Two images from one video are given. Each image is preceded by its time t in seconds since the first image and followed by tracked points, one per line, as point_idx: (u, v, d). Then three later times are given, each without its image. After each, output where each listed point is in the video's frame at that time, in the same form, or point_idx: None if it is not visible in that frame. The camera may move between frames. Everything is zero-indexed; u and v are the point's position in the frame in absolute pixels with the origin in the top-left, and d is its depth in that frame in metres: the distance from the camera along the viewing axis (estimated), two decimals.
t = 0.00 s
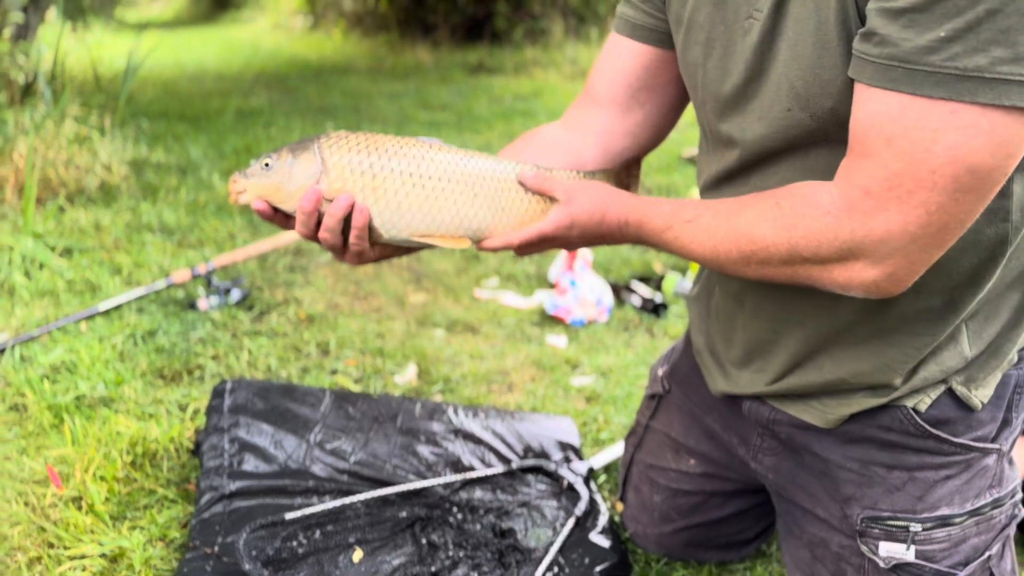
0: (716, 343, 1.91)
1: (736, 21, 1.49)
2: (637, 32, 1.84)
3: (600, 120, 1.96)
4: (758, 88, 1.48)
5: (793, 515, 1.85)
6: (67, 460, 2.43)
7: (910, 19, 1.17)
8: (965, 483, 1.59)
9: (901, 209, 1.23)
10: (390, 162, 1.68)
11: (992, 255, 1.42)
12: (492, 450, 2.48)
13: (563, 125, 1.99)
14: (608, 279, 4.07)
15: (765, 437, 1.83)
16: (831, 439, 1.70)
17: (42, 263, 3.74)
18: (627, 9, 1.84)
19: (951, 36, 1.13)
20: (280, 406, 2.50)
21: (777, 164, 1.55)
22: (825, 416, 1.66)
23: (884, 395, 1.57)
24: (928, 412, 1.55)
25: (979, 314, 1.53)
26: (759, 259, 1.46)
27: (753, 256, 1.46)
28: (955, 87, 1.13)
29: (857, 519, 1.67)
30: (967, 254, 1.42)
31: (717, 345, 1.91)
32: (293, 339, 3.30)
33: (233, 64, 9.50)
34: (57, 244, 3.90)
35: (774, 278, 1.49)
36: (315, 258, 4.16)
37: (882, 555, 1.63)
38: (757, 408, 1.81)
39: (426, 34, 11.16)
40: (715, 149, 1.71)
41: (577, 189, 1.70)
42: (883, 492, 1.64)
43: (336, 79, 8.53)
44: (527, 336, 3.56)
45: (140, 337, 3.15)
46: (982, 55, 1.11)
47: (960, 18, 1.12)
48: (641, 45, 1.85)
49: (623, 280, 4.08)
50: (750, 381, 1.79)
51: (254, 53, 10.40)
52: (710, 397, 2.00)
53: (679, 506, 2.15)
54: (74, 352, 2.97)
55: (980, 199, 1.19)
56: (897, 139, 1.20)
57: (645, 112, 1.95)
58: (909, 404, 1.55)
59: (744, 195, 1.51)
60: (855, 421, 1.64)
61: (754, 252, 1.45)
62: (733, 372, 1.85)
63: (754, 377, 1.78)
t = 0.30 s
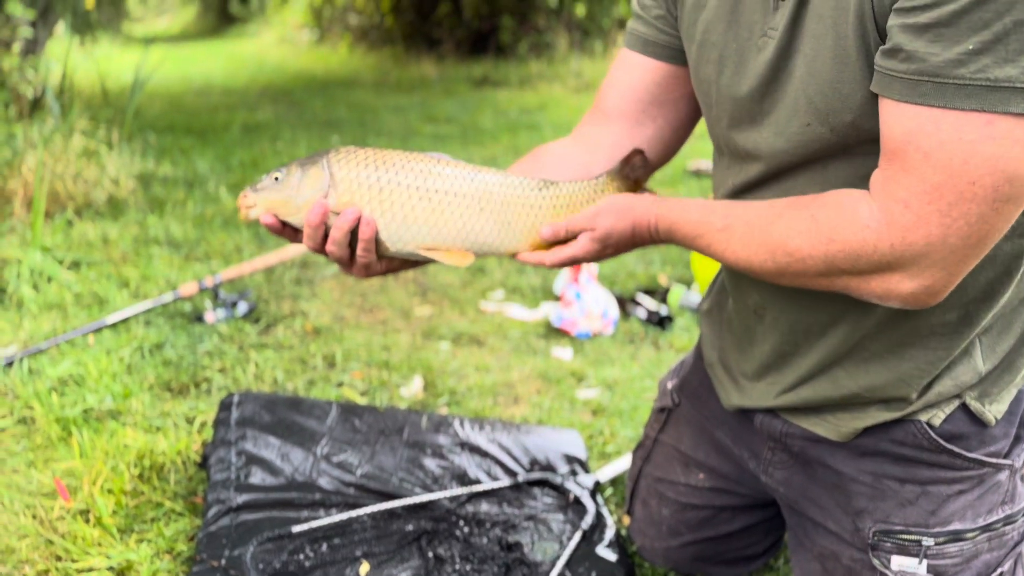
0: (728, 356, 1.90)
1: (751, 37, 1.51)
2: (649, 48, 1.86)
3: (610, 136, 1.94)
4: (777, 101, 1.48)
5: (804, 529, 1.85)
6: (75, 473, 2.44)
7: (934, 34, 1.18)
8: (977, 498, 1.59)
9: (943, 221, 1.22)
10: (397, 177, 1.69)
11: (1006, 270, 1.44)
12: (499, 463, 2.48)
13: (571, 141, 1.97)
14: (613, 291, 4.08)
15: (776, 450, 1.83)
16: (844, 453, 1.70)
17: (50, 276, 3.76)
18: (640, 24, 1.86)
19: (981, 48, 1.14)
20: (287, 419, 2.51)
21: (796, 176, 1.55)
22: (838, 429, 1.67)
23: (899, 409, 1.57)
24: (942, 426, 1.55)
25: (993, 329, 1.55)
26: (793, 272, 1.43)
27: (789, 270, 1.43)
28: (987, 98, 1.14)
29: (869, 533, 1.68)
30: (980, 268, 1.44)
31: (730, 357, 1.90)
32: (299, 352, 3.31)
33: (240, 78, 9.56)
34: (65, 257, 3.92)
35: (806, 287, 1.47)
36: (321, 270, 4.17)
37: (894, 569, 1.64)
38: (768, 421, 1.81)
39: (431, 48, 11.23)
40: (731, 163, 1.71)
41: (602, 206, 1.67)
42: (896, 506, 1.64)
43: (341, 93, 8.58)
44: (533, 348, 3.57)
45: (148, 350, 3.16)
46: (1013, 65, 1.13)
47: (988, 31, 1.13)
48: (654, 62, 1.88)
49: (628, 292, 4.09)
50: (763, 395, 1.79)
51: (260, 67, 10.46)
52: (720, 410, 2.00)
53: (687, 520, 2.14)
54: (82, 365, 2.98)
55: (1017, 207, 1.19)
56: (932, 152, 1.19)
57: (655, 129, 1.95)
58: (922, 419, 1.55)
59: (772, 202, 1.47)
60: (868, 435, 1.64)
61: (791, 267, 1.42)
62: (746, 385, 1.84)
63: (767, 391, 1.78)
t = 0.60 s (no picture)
0: (736, 370, 1.91)
1: (756, 58, 1.52)
2: (655, 61, 1.86)
3: (612, 147, 1.96)
4: (781, 123, 1.49)
5: (812, 541, 1.83)
6: (79, 485, 2.44)
7: (945, 67, 1.19)
8: (985, 512, 1.59)
9: (956, 254, 1.23)
10: (393, 181, 1.68)
11: (1015, 288, 1.47)
12: (503, 475, 2.48)
13: (574, 152, 1.99)
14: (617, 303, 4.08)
15: (784, 462, 1.82)
16: (852, 464, 1.70)
17: (55, 288, 3.77)
18: (645, 39, 1.87)
19: (991, 83, 1.15)
20: (291, 431, 2.51)
21: (800, 198, 1.55)
22: (846, 440, 1.67)
23: (906, 421, 1.57)
24: (951, 439, 1.56)
25: (1000, 343, 1.56)
26: (805, 310, 1.42)
27: (800, 309, 1.43)
28: (997, 132, 1.15)
29: (877, 545, 1.67)
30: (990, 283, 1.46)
31: (737, 371, 1.91)
32: (304, 364, 3.31)
33: (244, 91, 9.60)
34: (70, 269, 3.93)
35: (816, 324, 1.46)
36: (325, 282, 4.18)
37: None
38: (776, 433, 1.81)
39: (435, 61, 11.28)
40: (734, 179, 1.71)
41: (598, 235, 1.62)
42: (904, 517, 1.63)
43: (346, 106, 8.62)
44: (537, 360, 3.57)
45: (152, 362, 3.17)
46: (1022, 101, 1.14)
47: (998, 67, 1.15)
48: (657, 74, 1.88)
49: (632, 304, 4.10)
50: (772, 408, 1.79)
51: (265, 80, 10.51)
52: (728, 422, 2.00)
53: (693, 532, 2.12)
54: (87, 377, 2.99)
55: None
56: (943, 185, 1.20)
57: (658, 140, 1.96)
58: (931, 431, 1.56)
59: (775, 243, 1.47)
60: (876, 446, 1.64)
61: (803, 306, 1.42)
62: (754, 398, 1.84)
63: (776, 405, 1.78)
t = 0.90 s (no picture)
0: (742, 382, 1.91)
1: (767, 70, 1.53)
2: (661, 68, 1.87)
3: (614, 150, 1.96)
4: (789, 136, 1.50)
5: (816, 553, 1.81)
6: (82, 497, 2.44)
7: (957, 89, 1.20)
8: (990, 523, 1.59)
9: (960, 274, 1.23)
10: (393, 172, 1.69)
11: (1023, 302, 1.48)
12: (505, 488, 2.47)
13: (572, 156, 2.00)
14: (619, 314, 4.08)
15: (789, 472, 1.81)
16: (858, 475, 1.69)
17: (58, 300, 3.78)
18: (651, 47, 1.88)
19: (1001, 107, 1.16)
20: (294, 443, 2.51)
21: (805, 213, 1.55)
22: (853, 451, 1.66)
23: (913, 431, 1.58)
24: (957, 451, 1.57)
25: (1006, 355, 1.56)
26: (805, 324, 1.42)
27: (801, 324, 1.43)
28: (1005, 155, 1.16)
29: (882, 556, 1.65)
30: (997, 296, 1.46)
31: (743, 381, 1.90)
32: (306, 375, 3.31)
33: (248, 104, 9.65)
34: (74, 281, 3.94)
35: (817, 339, 1.47)
36: (328, 294, 4.19)
37: None
38: (782, 444, 1.80)
39: (438, 75, 11.33)
40: (735, 193, 1.71)
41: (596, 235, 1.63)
42: (910, 528, 1.63)
43: (350, 119, 8.65)
44: (539, 372, 3.56)
45: (155, 374, 3.17)
46: None
47: (1009, 91, 1.15)
48: (660, 79, 1.89)
49: (634, 316, 4.10)
50: (778, 419, 1.79)
51: (268, 94, 10.56)
52: (732, 433, 1.99)
53: (697, 544, 2.09)
54: (90, 389, 2.99)
55: None
56: (950, 206, 1.21)
57: (660, 144, 1.96)
58: (937, 442, 1.56)
59: (776, 258, 1.47)
60: (882, 457, 1.64)
61: (802, 321, 1.42)
62: (760, 409, 1.84)
63: (783, 417, 1.78)
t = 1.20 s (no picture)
0: (746, 400, 1.91)
1: (773, 96, 1.54)
2: (665, 94, 1.88)
3: (622, 176, 1.97)
4: (800, 161, 1.50)
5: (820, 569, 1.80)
6: (83, 513, 2.44)
7: (977, 119, 1.21)
8: (995, 540, 1.60)
9: (990, 298, 1.24)
10: (407, 192, 1.73)
11: None
12: (507, 504, 2.47)
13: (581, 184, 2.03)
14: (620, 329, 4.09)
15: (793, 488, 1.81)
16: (863, 491, 1.69)
17: (60, 315, 3.78)
18: (654, 73, 1.89)
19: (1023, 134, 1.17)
20: (295, 459, 2.51)
21: (815, 237, 1.56)
22: (858, 468, 1.66)
23: (920, 449, 1.58)
24: (963, 468, 1.57)
25: (1011, 375, 1.57)
26: (834, 345, 1.42)
27: (830, 346, 1.43)
28: None
29: (886, 572, 1.66)
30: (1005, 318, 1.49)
31: (749, 400, 1.90)
32: (307, 391, 3.31)
33: (249, 118, 9.69)
34: (76, 295, 3.95)
35: (844, 359, 1.47)
36: (329, 308, 4.20)
37: None
38: (786, 460, 1.80)
39: (438, 89, 11.38)
40: (744, 216, 1.72)
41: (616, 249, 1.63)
42: (914, 545, 1.63)
43: (350, 133, 8.69)
44: (540, 387, 3.56)
45: (157, 390, 3.17)
46: None
47: None
48: (665, 105, 1.90)
49: (635, 330, 4.11)
50: (783, 437, 1.79)
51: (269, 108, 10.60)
52: (735, 450, 1.99)
53: (699, 561, 2.09)
54: (91, 404, 2.99)
55: None
56: (977, 232, 1.21)
57: (668, 170, 1.96)
58: (942, 459, 1.57)
59: (804, 277, 1.47)
60: (887, 474, 1.64)
61: (831, 342, 1.42)
62: (765, 426, 1.84)
63: (788, 434, 1.78)
